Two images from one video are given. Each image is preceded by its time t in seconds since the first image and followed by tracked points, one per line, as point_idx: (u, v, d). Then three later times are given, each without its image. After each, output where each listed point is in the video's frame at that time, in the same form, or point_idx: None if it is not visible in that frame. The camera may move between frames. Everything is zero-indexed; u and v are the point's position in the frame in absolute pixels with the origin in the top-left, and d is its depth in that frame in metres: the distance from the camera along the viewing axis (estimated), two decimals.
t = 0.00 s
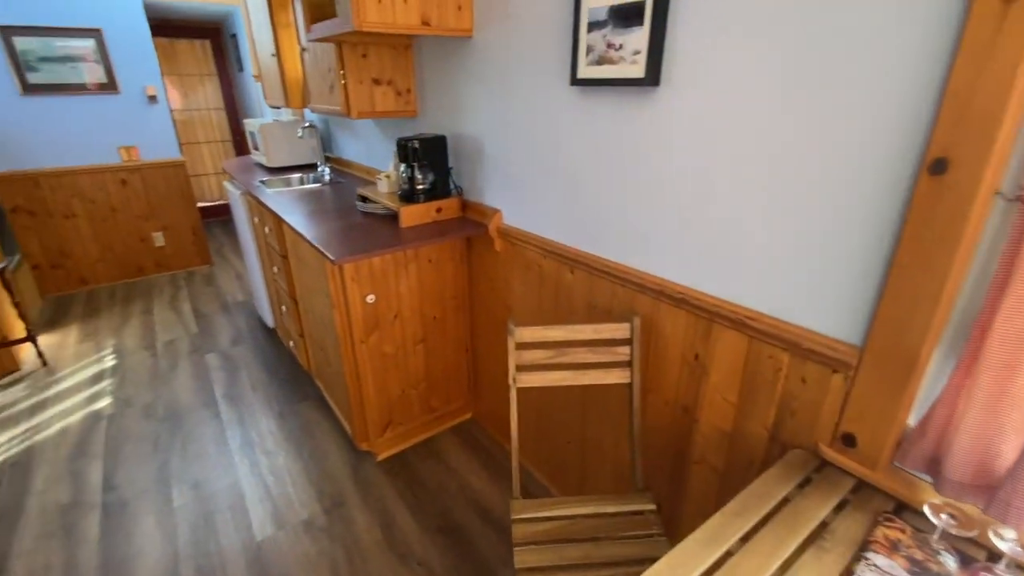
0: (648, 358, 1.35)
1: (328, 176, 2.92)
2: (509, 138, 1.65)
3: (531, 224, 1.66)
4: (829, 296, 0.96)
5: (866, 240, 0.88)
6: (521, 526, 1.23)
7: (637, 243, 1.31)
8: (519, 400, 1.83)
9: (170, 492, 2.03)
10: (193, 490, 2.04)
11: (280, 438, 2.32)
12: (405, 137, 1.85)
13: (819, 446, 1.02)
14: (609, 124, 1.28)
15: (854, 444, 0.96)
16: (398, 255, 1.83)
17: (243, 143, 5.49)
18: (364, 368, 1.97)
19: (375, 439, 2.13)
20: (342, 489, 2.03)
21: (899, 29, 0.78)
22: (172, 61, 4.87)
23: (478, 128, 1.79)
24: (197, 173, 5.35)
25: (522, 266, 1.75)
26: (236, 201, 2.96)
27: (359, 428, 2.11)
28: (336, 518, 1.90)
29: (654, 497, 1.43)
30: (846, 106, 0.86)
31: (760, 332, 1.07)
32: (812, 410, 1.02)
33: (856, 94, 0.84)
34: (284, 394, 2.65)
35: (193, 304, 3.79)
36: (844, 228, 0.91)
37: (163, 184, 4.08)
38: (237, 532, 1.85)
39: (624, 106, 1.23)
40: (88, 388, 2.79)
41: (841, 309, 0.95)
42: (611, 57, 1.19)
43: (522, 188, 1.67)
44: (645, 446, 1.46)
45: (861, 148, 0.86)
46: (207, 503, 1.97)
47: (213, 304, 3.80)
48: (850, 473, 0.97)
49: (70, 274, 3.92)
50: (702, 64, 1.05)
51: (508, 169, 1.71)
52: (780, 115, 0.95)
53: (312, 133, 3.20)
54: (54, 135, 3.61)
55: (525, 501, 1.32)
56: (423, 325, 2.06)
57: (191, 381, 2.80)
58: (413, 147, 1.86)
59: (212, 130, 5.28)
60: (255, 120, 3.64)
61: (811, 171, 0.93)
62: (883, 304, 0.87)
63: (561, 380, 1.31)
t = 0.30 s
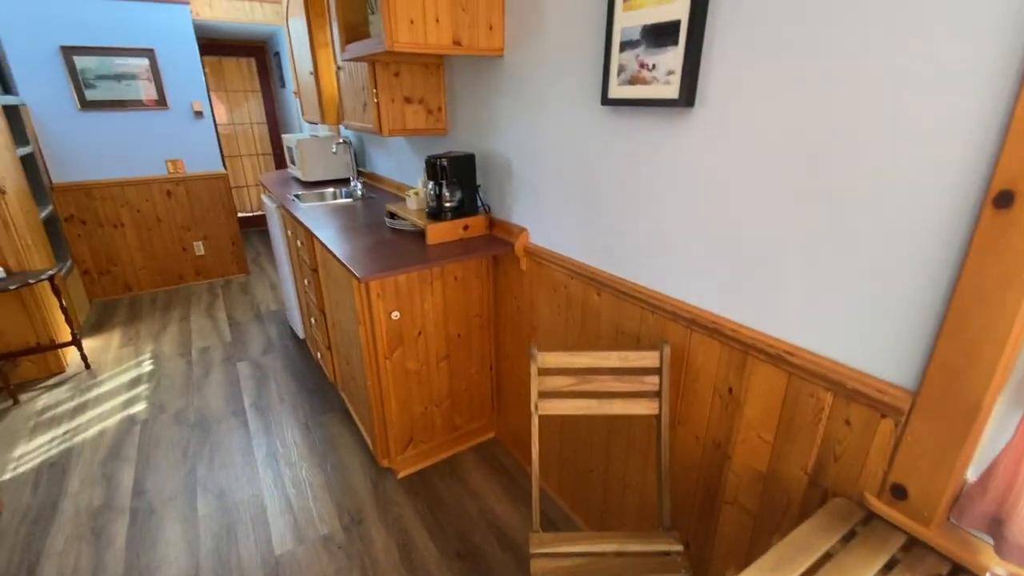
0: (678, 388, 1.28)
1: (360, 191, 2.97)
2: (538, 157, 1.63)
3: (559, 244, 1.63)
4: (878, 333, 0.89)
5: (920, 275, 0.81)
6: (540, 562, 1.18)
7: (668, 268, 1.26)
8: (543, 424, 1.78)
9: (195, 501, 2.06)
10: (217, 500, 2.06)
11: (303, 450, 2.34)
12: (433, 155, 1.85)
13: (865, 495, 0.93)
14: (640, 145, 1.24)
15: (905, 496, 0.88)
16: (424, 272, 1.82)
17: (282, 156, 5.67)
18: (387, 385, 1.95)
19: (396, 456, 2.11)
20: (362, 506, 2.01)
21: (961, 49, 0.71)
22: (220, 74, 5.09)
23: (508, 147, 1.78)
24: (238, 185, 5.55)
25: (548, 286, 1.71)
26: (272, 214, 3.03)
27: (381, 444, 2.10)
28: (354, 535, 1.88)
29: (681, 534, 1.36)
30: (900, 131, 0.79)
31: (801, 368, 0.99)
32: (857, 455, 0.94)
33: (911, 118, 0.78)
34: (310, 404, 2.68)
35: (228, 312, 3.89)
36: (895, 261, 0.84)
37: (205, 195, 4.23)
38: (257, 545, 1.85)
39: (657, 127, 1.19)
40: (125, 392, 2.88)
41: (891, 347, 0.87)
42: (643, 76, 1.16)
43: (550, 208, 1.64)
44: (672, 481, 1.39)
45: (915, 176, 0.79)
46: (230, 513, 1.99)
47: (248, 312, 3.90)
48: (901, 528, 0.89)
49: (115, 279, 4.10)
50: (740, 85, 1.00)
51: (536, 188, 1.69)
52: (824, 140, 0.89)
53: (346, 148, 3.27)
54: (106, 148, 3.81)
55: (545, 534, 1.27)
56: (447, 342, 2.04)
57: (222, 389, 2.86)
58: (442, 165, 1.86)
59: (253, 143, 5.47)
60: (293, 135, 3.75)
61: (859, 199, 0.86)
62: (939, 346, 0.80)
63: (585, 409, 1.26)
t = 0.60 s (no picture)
0: (719, 421, 1.23)
1: (394, 208, 3.02)
2: (574, 180, 1.62)
3: (594, 267, 1.60)
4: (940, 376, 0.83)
5: (990, 317, 0.76)
6: None
7: (709, 296, 1.22)
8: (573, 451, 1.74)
9: (226, 512, 2.09)
10: (247, 512, 2.08)
11: (332, 464, 2.35)
12: (467, 176, 1.85)
13: (924, 550, 0.86)
14: (682, 171, 1.21)
15: (970, 554, 0.80)
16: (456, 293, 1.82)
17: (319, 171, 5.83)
18: (416, 403, 1.94)
19: (422, 476, 2.09)
20: (388, 525, 2.01)
21: None
22: (263, 93, 5.30)
23: (543, 168, 1.77)
24: (276, 198, 5.73)
25: (582, 309, 1.68)
26: (308, 229, 3.10)
27: (408, 463, 2.09)
28: (380, 555, 1.87)
29: None
30: (967, 164, 0.75)
31: (853, 408, 0.94)
32: (917, 505, 0.87)
33: (980, 151, 0.73)
34: (339, 418, 2.70)
35: (263, 323, 3.99)
36: (961, 301, 0.78)
37: (245, 209, 4.37)
38: (284, 561, 1.86)
39: (699, 153, 1.16)
40: (164, 399, 2.97)
41: (956, 393, 0.81)
42: (685, 102, 1.14)
43: (585, 231, 1.62)
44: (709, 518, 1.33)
45: (983, 212, 0.74)
46: (259, 527, 2.01)
47: (282, 323, 3.99)
48: None
49: (159, 289, 4.26)
50: (788, 112, 0.97)
51: (570, 211, 1.67)
52: (881, 170, 0.85)
53: (381, 165, 3.34)
54: (156, 163, 3.99)
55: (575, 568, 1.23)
56: (477, 362, 2.02)
57: (255, 399, 2.92)
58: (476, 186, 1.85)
59: (292, 159, 5.65)
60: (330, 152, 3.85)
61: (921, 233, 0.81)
62: (1011, 395, 0.74)
63: (620, 440, 1.22)
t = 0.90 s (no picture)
0: (762, 458, 1.16)
1: (421, 220, 3.02)
2: (608, 198, 1.58)
3: (627, 289, 1.55)
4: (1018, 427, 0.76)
5: None
6: None
7: (753, 325, 1.16)
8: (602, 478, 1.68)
9: (248, 524, 2.08)
10: (269, 525, 2.07)
11: (354, 478, 2.33)
12: (498, 192, 1.82)
13: None
14: (726, 193, 1.16)
15: None
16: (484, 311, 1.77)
17: (348, 181, 5.91)
18: (440, 422, 1.90)
19: (445, 496, 2.05)
20: (409, 544, 1.97)
21: None
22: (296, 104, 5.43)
23: (575, 186, 1.73)
24: (306, 207, 5.82)
25: (614, 331, 1.63)
26: (337, 240, 3.13)
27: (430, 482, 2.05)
28: None
29: None
30: None
31: (918, 456, 0.86)
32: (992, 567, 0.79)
33: None
34: (362, 431, 2.69)
35: (290, 331, 4.03)
36: None
37: (276, 218, 4.45)
38: None
39: (744, 175, 1.11)
40: (192, 406, 3.00)
41: None
42: (731, 122, 1.09)
43: (619, 251, 1.57)
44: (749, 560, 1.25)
45: None
46: (280, 541, 1.99)
47: (308, 332, 4.03)
48: None
49: (190, 294, 4.35)
50: (844, 135, 0.91)
51: (604, 230, 1.63)
52: (952, 201, 0.78)
53: (410, 178, 3.35)
54: (192, 172, 4.10)
55: None
56: (503, 381, 1.97)
57: (280, 409, 2.93)
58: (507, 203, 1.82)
59: (322, 169, 5.74)
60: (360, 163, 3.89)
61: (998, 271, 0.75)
62: None
63: (655, 474, 1.17)
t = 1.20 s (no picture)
0: (811, 512, 1.07)
1: (444, 241, 2.99)
2: (641, 226, 1.52)
3: (661, 321, 1.48)
4: None
5: None
6: None
7: (802, 367, 1.08)
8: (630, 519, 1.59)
9: (262, 550, 2.03)
10: (283, 552, 2.02)
11: (370, 505, 2.27)
12: (526, 217, 1.78)
13: None
14: (772, 226, 1.10)
15: None
16: (509, 340, 1.71)
17: (371, 199, 5.97)
18: (461, 453, 1.83)
19: (463, 530, 1.97)
20: None
21: None
22: (323, 123, 5.53)
23: (606, 212, 1.68)
24: (329, 224, 5.89)
25: (645, 364, 1.55)
26: (360, 258, 3.12)
27: (449, 514, 1.97)
28: None
29: None
30: None
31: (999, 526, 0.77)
32: None
33: None
34: (379, 455, 2.64)
35: (310, 348, 4.02)
36: None
37: (300, 235, 4.49)
38: None
39: (793, 208, 1.05)
40: (211, 422, 2.99)
41: None
42: (780, 153, 1.03)
43: (652, 282, 1.51)
44: None
45: None
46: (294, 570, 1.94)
47: (327, 349, 4.02)
48: None
49: (214, 308, 4.39)
50: (908, 170, 0.84)
51: (635, 258, 1.57)
52: None
53: (434, 198, 3.34)
54: (221, 189, 4.17)
55: None
56: (526, 411, 1.90)
57: (298, 428, 2.90)
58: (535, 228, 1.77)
59: (347, 186, 5.81)
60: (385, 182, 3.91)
61: None
62: None
63: (694, 526, 1.09)
